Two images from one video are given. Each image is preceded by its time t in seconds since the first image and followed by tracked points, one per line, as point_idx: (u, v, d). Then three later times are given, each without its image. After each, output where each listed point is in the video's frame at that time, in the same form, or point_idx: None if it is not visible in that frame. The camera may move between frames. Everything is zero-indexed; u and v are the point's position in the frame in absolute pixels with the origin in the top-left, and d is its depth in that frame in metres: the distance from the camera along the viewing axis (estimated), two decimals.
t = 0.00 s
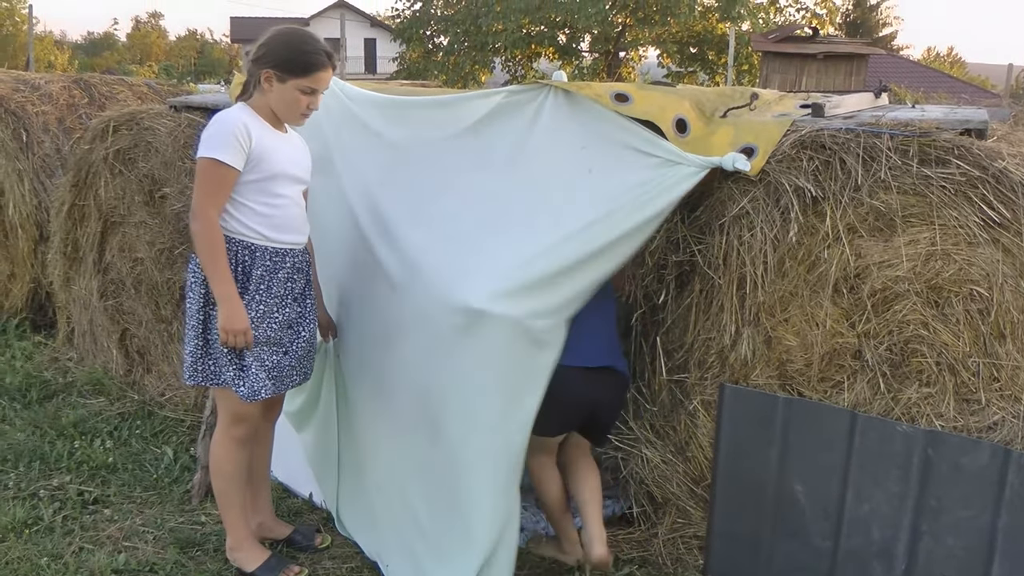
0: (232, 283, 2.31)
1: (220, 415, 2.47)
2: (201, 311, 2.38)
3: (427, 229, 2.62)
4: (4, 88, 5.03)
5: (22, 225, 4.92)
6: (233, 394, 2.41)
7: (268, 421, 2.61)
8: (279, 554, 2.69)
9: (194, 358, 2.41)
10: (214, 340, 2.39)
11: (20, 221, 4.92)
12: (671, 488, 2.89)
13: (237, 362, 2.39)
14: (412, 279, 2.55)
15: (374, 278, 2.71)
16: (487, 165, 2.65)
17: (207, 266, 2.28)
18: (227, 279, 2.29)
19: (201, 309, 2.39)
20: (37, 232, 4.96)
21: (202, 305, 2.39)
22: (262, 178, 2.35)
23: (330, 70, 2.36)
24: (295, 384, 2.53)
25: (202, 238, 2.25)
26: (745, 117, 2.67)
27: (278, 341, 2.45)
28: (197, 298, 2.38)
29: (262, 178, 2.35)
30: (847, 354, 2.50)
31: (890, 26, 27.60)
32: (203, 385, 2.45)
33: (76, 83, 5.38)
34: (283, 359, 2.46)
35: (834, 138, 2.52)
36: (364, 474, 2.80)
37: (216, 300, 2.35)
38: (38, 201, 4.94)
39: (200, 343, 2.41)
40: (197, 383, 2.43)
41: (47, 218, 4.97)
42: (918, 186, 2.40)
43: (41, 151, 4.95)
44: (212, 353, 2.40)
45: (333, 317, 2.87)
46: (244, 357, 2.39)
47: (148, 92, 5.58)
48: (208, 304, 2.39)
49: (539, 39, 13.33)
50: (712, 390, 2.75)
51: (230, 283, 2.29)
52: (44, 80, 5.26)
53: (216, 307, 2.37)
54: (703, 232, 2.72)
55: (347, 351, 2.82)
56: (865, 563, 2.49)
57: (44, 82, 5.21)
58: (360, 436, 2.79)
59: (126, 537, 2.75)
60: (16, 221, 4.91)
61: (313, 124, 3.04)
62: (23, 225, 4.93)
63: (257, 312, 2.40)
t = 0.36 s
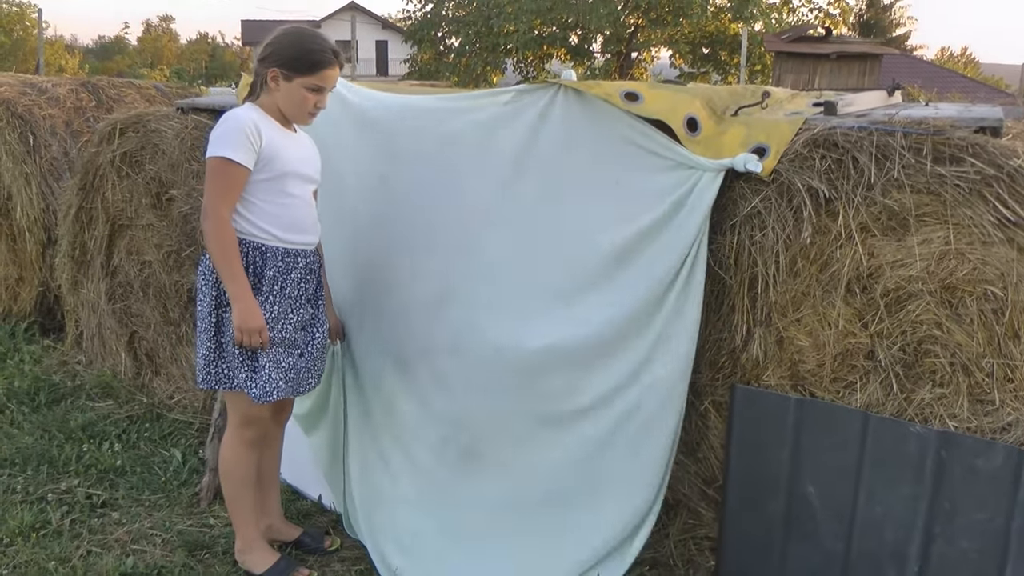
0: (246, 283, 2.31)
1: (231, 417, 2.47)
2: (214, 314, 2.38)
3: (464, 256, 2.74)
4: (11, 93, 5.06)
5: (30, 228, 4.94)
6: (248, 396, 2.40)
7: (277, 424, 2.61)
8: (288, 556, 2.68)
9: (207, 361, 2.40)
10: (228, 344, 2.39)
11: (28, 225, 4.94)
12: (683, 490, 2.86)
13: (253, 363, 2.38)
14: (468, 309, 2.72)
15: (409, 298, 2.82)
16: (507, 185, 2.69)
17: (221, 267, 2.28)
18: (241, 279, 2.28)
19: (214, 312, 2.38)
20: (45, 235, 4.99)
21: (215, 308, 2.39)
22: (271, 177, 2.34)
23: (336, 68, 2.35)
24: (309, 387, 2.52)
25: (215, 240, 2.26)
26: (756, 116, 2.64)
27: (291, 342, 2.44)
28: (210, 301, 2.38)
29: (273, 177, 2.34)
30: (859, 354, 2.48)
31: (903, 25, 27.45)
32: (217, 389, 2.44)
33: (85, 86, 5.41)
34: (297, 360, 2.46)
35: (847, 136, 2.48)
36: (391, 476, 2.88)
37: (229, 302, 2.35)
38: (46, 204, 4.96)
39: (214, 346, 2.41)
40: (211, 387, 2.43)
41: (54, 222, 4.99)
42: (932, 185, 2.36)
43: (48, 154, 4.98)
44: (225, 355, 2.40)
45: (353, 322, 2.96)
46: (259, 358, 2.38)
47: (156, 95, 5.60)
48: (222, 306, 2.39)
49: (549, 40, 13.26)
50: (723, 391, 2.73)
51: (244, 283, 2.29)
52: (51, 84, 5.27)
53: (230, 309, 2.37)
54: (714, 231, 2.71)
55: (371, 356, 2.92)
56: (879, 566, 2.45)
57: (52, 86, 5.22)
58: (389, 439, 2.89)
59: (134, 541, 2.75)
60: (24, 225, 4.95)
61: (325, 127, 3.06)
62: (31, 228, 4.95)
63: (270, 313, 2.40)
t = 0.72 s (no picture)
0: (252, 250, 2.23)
1: (237, 389, 2.41)
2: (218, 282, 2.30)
3: (483, 226, 2.69)
4: (10, 54, 4.96)
5: (31, 194, 4.87)
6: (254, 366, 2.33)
7: (284, 396, 2.55)
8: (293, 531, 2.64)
9: (212, 331, 2.33)
10: (234, 313, 2.32)
11: (28, 190, 4.87)
12: (697, 463, 2.81)
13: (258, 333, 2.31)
14: (485, 281, 2.69)
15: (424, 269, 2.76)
16: (526, 152, 2.63)
17: (226, 233, 2.20)
18: (247, 245, 2.21)
19: (219, 281, 2.31)
20: (46, 201, 4.91)
21: (220, 276, 2.31)
22: (277, 140, 2.26)
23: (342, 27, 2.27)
24: (309, 356, 2.45)
25: (222, 203, 2.18)
26: (776, 79, 2.56)
27: (297, 311, 2.37)
28: (215, 269, 2.30)
29: (279, 140, 2.26)
30: (880, 326, 2.41)
31: None
32: (221, 359, 2.37)
33: (85, 48, 5.31)
34: (302, 329, 2.39)
35: (869, 100, 2.39)
36: (394, 449, 2.80)
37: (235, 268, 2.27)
38: (46, 168, 4.89)
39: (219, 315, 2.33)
40: (217, 357, 2.36)
41: (55, 187, 4.92)
42: (958, 150, 2.28)
43: (49, 118, 4.90)
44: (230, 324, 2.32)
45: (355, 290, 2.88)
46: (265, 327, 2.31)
47: (157, 57, 5.49)
48: (226, 274, 2.31)
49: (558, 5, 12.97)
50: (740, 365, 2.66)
51: (251, 249, 2.21)
52: (51, 45, 5.17)
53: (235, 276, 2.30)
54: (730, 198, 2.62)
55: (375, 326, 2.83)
56: (896, 543, 2.39)
57: (52, 48, 5.13)
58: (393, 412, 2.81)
59: (137, 514, 2.71)
60: (24, 190, 4.87)
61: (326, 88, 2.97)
62: (32, 193, 4.88)
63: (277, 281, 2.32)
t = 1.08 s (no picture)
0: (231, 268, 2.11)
1: (214, 416, 2.29)
2: (196, 303, 2.19)
3: (478, 241, 2.63)
4: None
5: None
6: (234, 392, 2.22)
7: (265, 420, 2.43)
8: (274, 565, 2.52)
9: (190, 354, 2.21)
10: (212, 335, 2.20)
11: None
12: (699, 486, 2.72)
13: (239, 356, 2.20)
14: (484, 298, 2.62)
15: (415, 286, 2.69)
16: (521, 164, 2.56)
17: (202, 251, 2.09)
18: (224, 263, 2.09)
19: (196, 301, 2.19)
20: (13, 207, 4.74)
21: (197, 297, 2.19)
22: (260, 153, 2.14)
23: (328, 33, 2.17)
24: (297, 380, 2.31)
25: (197, 220, 2.06)
26: (779, 88, 2.47)
27: (279, 332, 2.23)
28: (191, 289, 2.19)
29: (261, 152, 2.14)
30: (889, 344, 2.32)
31: None
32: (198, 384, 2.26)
33: (56, 47, 5.12)
34: (284, 352, 2.24)
35: (877, 110, 2.31)
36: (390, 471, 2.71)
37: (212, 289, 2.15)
38: (14, 173, 4.70)
39: (197, 338, 2.21)
40: (194, 382, 2.24)
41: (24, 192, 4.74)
42: (970, 162, 2.21)
43: (19, 122, 4.74)
44: (208, 347, 2.21)
45: (349, 310, 2.81)
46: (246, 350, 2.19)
47: (132, 57, 5.31)
48: (204, 295, 2.19)
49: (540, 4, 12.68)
50: (744, 385, 2.57)
51: (229, 268, 2.10)
52: (21, 45, 4.99)
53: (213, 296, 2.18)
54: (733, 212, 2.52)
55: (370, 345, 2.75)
56: (909, 566, 2.32)
57: (22, 49, 4.96)
58: (387, 432, 2.72)
59: (107, 548, 2.58)
60: None
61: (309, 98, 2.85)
62: None
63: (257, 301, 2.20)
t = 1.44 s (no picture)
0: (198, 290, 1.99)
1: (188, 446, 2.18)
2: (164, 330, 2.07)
3: (459, 255, 2.53)
4: None
5: None
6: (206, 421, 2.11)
7: (241, 448, 2.32)
8: None
9: (159, 383, 2.10)
10: (182, 362, 2.09)
11: None
12: (696, 501, 2.62)
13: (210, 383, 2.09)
14: (469, 314, 2.51)
15: (397, 302, 2.59)
16: (503, 173, 2.46)
17: (168, 274, 1.97)
18: (191, 285, 1.97)
19: (165, 327, 2.07)
20: None
21: (165, 323, 2.08)
22: (226, 168, 2.03)
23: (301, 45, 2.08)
24: (268, 405, 2.21)
25: (162, 240, 1.94)
26: (768, 87, 2.37)
27: (250, 356, 2.13)
28: (159, 315, 2.07)
29: (227, 168, 2.04)
30: (891, 351, 2.22)
31: None
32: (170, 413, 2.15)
33: (19, 65, 5.00)
34: (255, 376, 2.15)
35: (873, 108, 2.21)
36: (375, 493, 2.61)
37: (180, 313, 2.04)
38: None
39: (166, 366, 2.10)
40: (166, 412, 2.13)
41: None
42: (972, 159, 2.10)
43: None
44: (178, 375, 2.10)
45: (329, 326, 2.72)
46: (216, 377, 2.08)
47: (97, 73, 5.19)
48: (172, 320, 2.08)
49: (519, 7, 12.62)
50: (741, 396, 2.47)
51: (196, 290, 1.98)
52: None
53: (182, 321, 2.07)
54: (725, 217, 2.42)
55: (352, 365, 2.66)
56: None
57: None
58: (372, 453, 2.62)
59: None
60: None
61: (278, 110, 2.74)
62: None
63: (227, 325, 2.09)
